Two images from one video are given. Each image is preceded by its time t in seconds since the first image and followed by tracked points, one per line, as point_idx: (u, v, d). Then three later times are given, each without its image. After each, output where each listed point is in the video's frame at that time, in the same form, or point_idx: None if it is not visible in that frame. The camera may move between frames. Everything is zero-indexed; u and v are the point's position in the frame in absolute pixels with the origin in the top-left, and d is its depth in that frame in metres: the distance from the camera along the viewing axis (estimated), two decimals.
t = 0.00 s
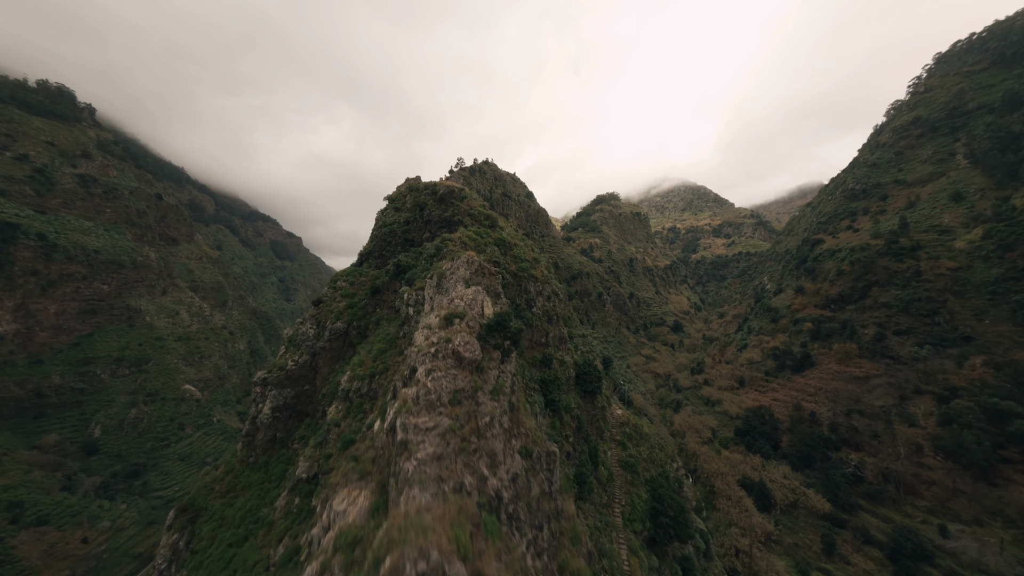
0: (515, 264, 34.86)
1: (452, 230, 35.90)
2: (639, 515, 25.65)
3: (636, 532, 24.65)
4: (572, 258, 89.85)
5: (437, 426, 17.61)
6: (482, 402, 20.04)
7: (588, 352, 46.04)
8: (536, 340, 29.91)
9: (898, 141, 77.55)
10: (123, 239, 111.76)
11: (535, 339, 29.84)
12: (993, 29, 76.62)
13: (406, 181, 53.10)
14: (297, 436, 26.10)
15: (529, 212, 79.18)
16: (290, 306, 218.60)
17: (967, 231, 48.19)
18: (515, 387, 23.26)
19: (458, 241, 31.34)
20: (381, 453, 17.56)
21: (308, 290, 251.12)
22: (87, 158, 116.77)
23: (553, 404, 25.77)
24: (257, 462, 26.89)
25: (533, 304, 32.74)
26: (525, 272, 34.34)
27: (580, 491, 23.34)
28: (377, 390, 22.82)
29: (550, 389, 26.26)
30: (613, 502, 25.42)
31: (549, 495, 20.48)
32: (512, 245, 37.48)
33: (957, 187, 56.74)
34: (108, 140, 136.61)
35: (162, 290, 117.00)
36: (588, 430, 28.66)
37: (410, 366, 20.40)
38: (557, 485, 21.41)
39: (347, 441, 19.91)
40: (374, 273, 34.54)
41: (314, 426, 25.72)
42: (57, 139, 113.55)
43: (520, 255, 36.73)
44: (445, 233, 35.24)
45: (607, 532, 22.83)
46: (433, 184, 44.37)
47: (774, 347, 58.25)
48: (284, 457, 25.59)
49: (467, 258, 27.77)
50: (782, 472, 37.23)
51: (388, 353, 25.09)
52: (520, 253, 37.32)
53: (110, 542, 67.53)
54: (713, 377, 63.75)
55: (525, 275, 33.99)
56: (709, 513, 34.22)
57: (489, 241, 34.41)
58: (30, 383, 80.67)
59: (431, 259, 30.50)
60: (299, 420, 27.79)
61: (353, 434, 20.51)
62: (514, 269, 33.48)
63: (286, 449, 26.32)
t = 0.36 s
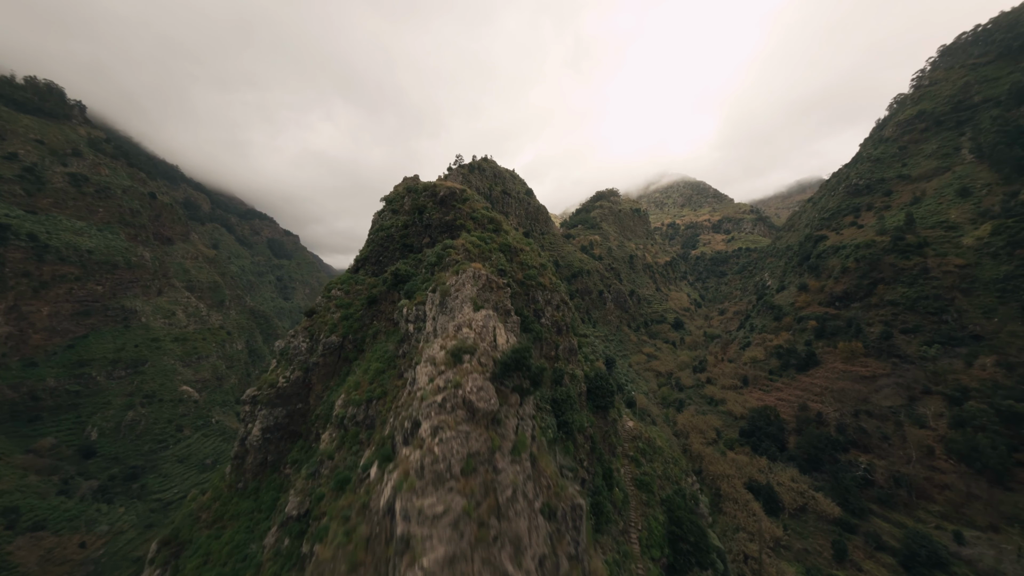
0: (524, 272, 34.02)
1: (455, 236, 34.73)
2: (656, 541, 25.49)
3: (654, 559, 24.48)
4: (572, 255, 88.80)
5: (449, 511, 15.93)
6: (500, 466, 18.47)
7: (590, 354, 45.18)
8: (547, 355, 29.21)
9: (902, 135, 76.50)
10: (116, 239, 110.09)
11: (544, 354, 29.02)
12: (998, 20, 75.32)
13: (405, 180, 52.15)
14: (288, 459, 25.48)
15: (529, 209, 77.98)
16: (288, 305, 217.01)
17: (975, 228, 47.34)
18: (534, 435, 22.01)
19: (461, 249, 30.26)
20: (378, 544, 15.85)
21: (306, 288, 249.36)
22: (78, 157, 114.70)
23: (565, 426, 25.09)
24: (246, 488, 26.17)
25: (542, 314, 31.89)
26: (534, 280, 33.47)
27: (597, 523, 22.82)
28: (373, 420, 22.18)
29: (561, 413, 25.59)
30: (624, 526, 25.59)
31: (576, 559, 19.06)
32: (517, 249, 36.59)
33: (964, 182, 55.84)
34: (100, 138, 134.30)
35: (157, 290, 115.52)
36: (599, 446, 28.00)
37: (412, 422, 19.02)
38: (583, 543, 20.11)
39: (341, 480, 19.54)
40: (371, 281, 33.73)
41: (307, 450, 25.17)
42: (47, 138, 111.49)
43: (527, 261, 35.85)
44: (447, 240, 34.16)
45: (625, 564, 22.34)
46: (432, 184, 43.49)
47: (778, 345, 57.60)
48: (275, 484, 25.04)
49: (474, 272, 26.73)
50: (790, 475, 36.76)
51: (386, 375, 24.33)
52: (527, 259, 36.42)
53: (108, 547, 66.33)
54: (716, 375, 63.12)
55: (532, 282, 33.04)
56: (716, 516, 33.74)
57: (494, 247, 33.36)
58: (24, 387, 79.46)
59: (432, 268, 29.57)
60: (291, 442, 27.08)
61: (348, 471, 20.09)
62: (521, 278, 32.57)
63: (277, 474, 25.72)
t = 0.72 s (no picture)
0: (532, 282, 33.31)
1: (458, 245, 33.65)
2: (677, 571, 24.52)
3: None
4: (573, 254, 87.87)
5: None
6: None
7: (593, 356, 44.36)
8: (557, 373, 28.47)
9: (906, 130, 75.56)
10: (110, 240, 108.56)
11: (553, 373, 28.08)
12: (1003, 13, 74.20)
13: (404, 181, 51.31)
14: (278, 490, 24.86)
15: (529, 208, 76.98)
16: (286, 305, 215.57)
17: (983, 225, 46.46)
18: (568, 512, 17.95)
19: (465, 259, 29.20)
20: None
21: (304, 288, 247.70)
22: (69, 157, 112.88)
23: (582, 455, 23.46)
24: (233, 521, 25.55)
25: (552, 329, 30.96)
26: (543, 291, 32.78)
27: (620, 562, 21.51)
28: (369, 456, 21.20)
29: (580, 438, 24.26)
30: (647, 544, 24.88)
31: None
32: (522, 254, 35.72)
33: (970, 178, 54.93)
34: (92, 137, 132.20)
35: (152, 292, 114.08)
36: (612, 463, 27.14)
37: (418, 508, 15.55)
38: None
39: (334, 533, 18.32)
40: (367, 291, 32.93)
41: (298, 480, 24.53)
42: (37, 138, 109.60)
43: (535, 269, 35.12)
44: (449, 247, 33.12)
45: None
46: (431, 185, 42.74)
47: (783, 344, 56.95)
48: (264, 516, 24.48)
49: (483, 290, 25.65)
50: (799, 480, 36.12)
51: (383, 404, 23.40)
52: (535, 268, 35.65)
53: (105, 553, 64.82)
54: (720, 375, 62.42)
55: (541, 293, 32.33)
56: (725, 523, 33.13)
57: (499, 255, 32.42)
58: (18, 391, 77.98)
59: (433, 280, 28.47)
60: (281, 468, 26.40)
61: (342, 522, 18.89)
62: (529, 289, 31.74)
63: (266, 505, 25.10)
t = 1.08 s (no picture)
0: (541, 291, 32.13)
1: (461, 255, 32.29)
2: None
3: None
4: (573, 254, 86.89)
5: None
6: None
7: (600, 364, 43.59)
8: (577, 393, 26.89)
9: (909, 127, 74.61)
10: (104, 242, 106.90)
11: (573, 393, 26.60)
12: (1009, 8, 73.24)
13: (402, 183, 50.35)
14: (265, 528, 23.94)
15: (529, 207, 75.90)
16: (284, 305, 214.16)
17: (992, 223, 45.61)
18: None
19: (469, 271, 28.11)
20: None
21: (302, 288, 246.04)
22: (61, 157, 111.07)
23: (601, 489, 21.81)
24: (215, 561, 24.46)
25: (565, 346, 29.49)
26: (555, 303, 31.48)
27: None
28: (363, 508, 19.87)
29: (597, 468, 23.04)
30: (671, 569, 23.20)
31: None
32: (527, 260, 34.52)
33: (977, 175, 54.00)
34: (84, 138, 130.21)
35: (148, 294, 112.57)
36: (626, 478, 26.06)
37: None
38: None
39: None
40: (362, 303, 32.01)
41: (285, 517, 23.60)
42: (29, 138, 107.70)
43: (544, 278, 33.83)
44: (451, 257, 32.02)
45: None
46: (431, 187, 41.62)
47: (788, 345, 56.04)
48: (250, 556, 23.65)
49: (493, 315, 23.94)
50: (810, 487, 35.26)
51: (379, 444, 22.14)
52: (545, 276, 34.34)
53: (101, 561, 64.23)
54: (723, 376, 61.50)
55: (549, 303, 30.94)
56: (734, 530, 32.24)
57: (505, 264, 31.10)
58: (11, 397, 76.60)
59: (436, 295, 27.43)
60: (267, 502, 25.50)
61: None
62: (539, 302, 30.45)
63: (251, 544, 24.24)
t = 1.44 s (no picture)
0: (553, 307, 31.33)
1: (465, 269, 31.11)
2: None
3: None
4: (575, 254, 85.84)
5: None
6: None
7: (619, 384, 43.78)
8: (594, 420, 25.97)
9: (915, 123, 73.37)
10: (99, 244, 105.52)
11: (591, 421, 25.67)
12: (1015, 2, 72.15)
13: (400, 185, 49.48)
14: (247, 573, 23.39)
15: (529, 207, 74.72)
16: (283, 306, 212.83)
17: (1004, 221, 44.51)
18: None
19: (475, 287, 26.85)
20: None
21: (301, 289, 244.56)
22: (55, 159, 109.55)
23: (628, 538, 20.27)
24: None
25: (579, 368, 28.87)
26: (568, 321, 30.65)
27: None
28: None
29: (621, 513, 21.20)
30: None
31: None
32: (535, 270, 33.71)
33: (986, 172, 52.89)
34: (78, 139, 128.62)
35: (145, 297, 111.30)
36: (643, 499, 24.88)
37: None
38: None
39: None
40: (357, 318, 31.22)
41: (268, 563, 23.00)
42: (21, 139, 106.15)
43: (556, 292, 32.88)
44: (453, 270, 30.86)
45: None
46: (434, 190, 40.64)
47: (795, 346, 54.97)
48: None
49: (507, 353, 21.62)
50: (822, 496, 34.36)
51: (373, 501, 20.47)
52: (556, 290, 33.35)
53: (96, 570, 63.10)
54: (728, 378, 60.51)
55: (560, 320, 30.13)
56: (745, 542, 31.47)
57: (510, 277, 29.98)
58: (5, 402, 75.44)
59: (438, 315, 26.01)
60: (250, 545, 24.99)
61: None
62: (551, 320, 29.68)
63: None
